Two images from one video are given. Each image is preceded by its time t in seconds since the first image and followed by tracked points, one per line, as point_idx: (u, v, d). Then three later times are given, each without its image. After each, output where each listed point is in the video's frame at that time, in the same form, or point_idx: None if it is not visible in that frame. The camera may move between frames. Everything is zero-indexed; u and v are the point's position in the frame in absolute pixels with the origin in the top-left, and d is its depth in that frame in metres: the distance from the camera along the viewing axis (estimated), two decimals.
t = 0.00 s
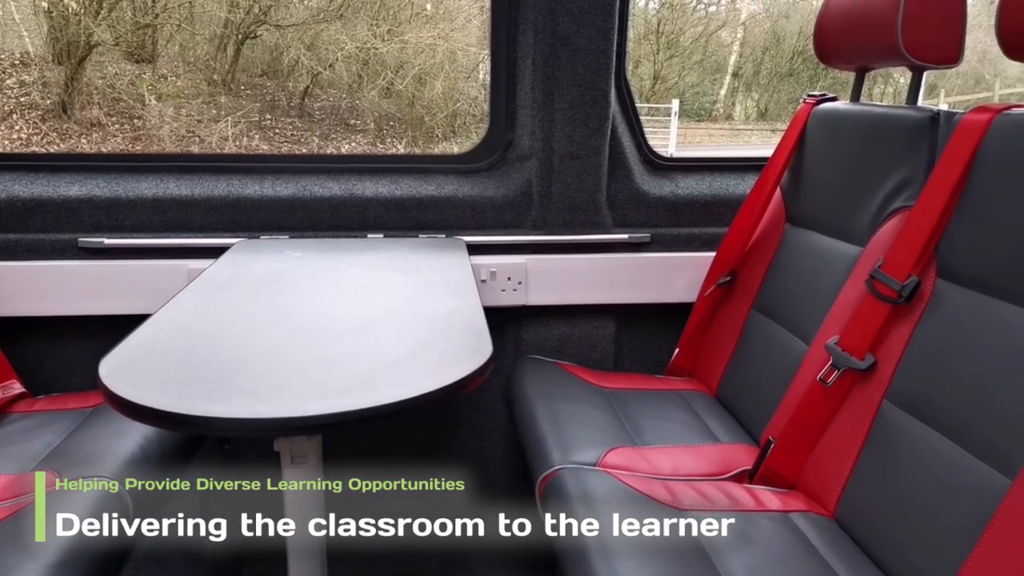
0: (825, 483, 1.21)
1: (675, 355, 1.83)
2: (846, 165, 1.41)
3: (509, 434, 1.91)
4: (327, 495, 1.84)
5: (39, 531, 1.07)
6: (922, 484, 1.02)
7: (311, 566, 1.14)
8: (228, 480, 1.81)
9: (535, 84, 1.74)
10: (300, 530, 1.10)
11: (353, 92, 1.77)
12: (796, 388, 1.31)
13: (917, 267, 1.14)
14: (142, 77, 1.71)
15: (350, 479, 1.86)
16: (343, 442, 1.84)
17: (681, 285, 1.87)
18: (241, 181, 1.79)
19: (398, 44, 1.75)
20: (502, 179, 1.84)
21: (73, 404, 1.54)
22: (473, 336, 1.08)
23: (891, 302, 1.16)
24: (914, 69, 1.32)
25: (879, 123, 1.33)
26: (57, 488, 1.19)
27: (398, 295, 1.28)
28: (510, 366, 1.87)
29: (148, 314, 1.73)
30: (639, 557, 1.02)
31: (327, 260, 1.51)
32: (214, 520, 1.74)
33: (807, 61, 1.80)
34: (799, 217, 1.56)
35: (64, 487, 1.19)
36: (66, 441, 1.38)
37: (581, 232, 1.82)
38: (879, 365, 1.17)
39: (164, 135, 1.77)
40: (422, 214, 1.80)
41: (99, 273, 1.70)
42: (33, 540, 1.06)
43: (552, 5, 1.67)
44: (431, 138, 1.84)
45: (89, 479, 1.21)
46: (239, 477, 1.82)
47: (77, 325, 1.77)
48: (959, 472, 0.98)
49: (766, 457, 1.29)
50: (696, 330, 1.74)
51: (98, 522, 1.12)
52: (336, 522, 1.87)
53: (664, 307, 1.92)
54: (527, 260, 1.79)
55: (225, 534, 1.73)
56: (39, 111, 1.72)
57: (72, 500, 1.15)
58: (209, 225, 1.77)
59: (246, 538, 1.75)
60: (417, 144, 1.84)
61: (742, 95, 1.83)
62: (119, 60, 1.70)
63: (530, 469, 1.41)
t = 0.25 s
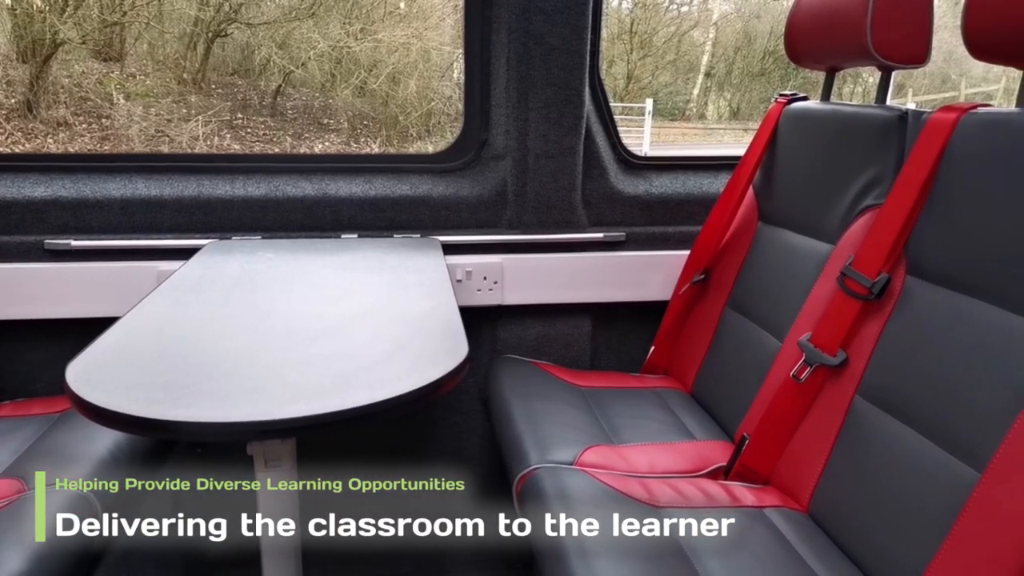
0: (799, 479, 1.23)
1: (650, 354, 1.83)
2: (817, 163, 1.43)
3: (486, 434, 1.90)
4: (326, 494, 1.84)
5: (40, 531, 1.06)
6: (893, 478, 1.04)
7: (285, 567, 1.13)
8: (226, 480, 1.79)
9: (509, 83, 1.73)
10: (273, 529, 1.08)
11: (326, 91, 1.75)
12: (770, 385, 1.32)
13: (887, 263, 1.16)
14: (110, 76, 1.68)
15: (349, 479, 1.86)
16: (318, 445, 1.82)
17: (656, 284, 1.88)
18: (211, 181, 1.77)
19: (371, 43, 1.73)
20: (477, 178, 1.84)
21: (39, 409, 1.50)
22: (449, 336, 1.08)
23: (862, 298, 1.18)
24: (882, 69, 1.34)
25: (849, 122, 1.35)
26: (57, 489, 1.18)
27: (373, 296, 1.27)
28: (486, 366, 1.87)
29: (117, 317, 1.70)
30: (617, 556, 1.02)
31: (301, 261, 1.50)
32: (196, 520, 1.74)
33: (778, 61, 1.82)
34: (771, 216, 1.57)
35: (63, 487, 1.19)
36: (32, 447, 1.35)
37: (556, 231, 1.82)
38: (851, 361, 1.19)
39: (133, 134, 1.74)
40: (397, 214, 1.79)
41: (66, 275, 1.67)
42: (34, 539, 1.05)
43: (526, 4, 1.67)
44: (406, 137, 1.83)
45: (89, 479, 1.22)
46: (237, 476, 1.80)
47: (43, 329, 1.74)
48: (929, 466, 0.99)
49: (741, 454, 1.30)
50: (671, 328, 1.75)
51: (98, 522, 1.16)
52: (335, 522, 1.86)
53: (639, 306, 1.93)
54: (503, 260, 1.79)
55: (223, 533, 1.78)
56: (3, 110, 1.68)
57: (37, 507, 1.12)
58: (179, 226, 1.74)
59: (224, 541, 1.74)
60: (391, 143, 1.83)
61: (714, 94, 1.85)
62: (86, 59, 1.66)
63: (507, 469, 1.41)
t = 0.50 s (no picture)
0: (776, 476, 1.24)
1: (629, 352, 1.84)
2: (792, 162, 1.44)
3: (465, 434, 1.90)
4: (327, 494, 1.83)
5: (41, 532, 1.10)
6: (869, 474, 1.05)
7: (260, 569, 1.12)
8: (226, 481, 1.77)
9: (487, 82, 1.73)
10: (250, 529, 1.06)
11: (302, 90, 1.73)
12: (747, 382, 1.33)
13: (862, 261, 1.17)
14: (80, 75, 1.65)
15: (349, 479, 1.86)
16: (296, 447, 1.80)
17: (634, 283, 1.89)
18: (185, 181, 1.74)
19: (347, 42, 1.71)
20: (455, 178, 1.83)
21: (9, 415, 1.47)
22: (427, 337, 1.07)
23: (837, 296, 1.19)
24: (856, 69, 1.36)
25: (823, 121, 1.36)
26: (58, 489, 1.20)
27: (350, 297, 1.26)
28: (465, 367, 1.87)
29: (88, 320, 1.67)
30: (597, 555, 1.02)
31: (277, 262, 1.48)
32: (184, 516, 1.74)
33: (753, 61, 1.83)
34: (748, 214, 1.59)
35: (65, 488, 1.20)
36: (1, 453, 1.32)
37: (535, 231, 1.82)
38: (826, 358, 1.20)
39: (105, 134, 1.71)
40: (374, 214, 1.78)
41: (35, 278, 1.64)
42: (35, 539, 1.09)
43: (503, 3, 1.66)
44: (383, 137, 1.82)
45: (90, 480, 1.25)
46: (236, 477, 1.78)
47: (12, 332, 1.70)
48: (903, 461, 1.00)
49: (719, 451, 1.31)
50: (649, 327, 1.76)
51: (82, 525, 1.19)
52: (335, 522, 1.83)
53: (618, 305, 1.94)
54: (481, 260, 1.78)
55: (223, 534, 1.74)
56: None
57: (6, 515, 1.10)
58: (152, 227, 1.72)
59: (218, 540, 1.72)
60: (368, 142, 1.82)
61: (691, 94, 1.86)
62: (56, 57, 1.63)
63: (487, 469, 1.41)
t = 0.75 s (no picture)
0: (754, 472, 1.25)
1: (607, 351, 1.84)
2: (767, 161, 1.45)
3: (445, 435, 1.89)
4: (327, 494, 1.83)
5: (41, 532, 1.13)
6: (844, 470, 1.06)
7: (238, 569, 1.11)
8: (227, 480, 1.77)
9: (464, 81, 1.72)
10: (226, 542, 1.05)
11: (278, 89, 1.72)
12: (725, 380, 1.34)
13: (836, 259, 1.18)
14: (50, 74, 1.62)
15: (350, 479, 1.85)
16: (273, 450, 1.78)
17: (612, 282, 1.89)
18: (158, 182, 1.72)
19: (323, 41, 1.70)
20: (432, 178, 1.82)
21: None
22: (405, 338, 1.07)
23: (812, 294, 1.20)
24: (830, 68, 1.37)
25: (797, 121, 1.38)
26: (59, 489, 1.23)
27: (327, 298, 1.25)
28: (444, 367, 1.86)
29: (59, 324, 1.64)
30: (577, 555, 1.02)
31: (253, 263, 1.47)
32: (180, 516, 1.74)
33: (729, 61, 1.85)
34: (724, 213, 1.60)
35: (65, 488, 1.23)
36: None
37: (513, 231, 1.82)
38: (802, 356, 1.21)
39: (76, 134, 1.68)
40: (351, 214, 1.77)
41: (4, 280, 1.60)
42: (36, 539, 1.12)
43: (479, 2, 1.66)
44: (360, 136, 1.81)
45: (90, 479, 1.30)
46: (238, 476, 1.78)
47: None
48: (878, 456, 1.02)
49: (698, 449, 1.32)
50: (628, 326, 1.77)
51: (54, 533, 1.17)
52: (335, 522, 1.83)
53: (596, 304, 1.94)
54: (459, 260, 1.78)
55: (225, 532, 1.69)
56: None
57: None
58: (124, 228, 1.69)
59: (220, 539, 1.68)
60: (345, 142, 1.80)
61: (667, 93, 1.87)
62: (25, 55, 1.60)
63: (467, 469, 1.40)
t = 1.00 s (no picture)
0: (729, 469, 1.26)
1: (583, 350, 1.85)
2: (740, 160, 1.46)
3: (421, 436, 1.88)
4: (327, 493, 1.83)
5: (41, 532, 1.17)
6: (818, 465, 1.07)
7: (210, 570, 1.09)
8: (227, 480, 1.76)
9: (438, 80, 1.71)
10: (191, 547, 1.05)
11: (249, 88, 1.70)
12: (700, 378, 1.34)
13: (808, 257, 1.20)
14: (15, 73, 1.59)
15: (350, 479, 1.87)
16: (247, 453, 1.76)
17: (587, 281, 1.90)
18: (127, 183, 1.69)
19: (295, 39, 1.68)
20: (406, 178, 1.81)
21: None
22: (380, 339, 1.06)
23: (785, 291, 1.21)
24: (800, 68, 1.39)
25: (769, 120, 1.39)
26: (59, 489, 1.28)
27: (301, 299, 1.24)
28: (420, 368, 1.85)
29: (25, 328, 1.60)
30: (554, 554, 1.02)
31: (225, 264, 1.45)
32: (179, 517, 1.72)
33: (701, 61, 1.86)
34: (698, 212, 1.61)
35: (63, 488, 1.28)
36: None
37: (488, 230, 1.82)
38: (776, 353, 1.22)
39: (42, 134, 1.65)
40: (325, 214, 1.75)
41: None
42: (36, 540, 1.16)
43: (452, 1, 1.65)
44: (334, 136, 1.79)
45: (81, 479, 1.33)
46: (238, 476, 1.77)
47: None
48: (850, 452, 1.03)
49: (674, 447, 1.32)
50: (603, 325, 1.77)
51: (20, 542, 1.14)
52: (335, 522, 1.83)
53: (572, 303, 1.95)
54: (435, 260, 1.77)
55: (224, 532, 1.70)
56: None
57: None
58: (92, 230, 1.66)
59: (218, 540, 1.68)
60: (318, 142, 1.79)
61: (641, 93, 1.87)
62: None
63: (444, 470, 1.40)
